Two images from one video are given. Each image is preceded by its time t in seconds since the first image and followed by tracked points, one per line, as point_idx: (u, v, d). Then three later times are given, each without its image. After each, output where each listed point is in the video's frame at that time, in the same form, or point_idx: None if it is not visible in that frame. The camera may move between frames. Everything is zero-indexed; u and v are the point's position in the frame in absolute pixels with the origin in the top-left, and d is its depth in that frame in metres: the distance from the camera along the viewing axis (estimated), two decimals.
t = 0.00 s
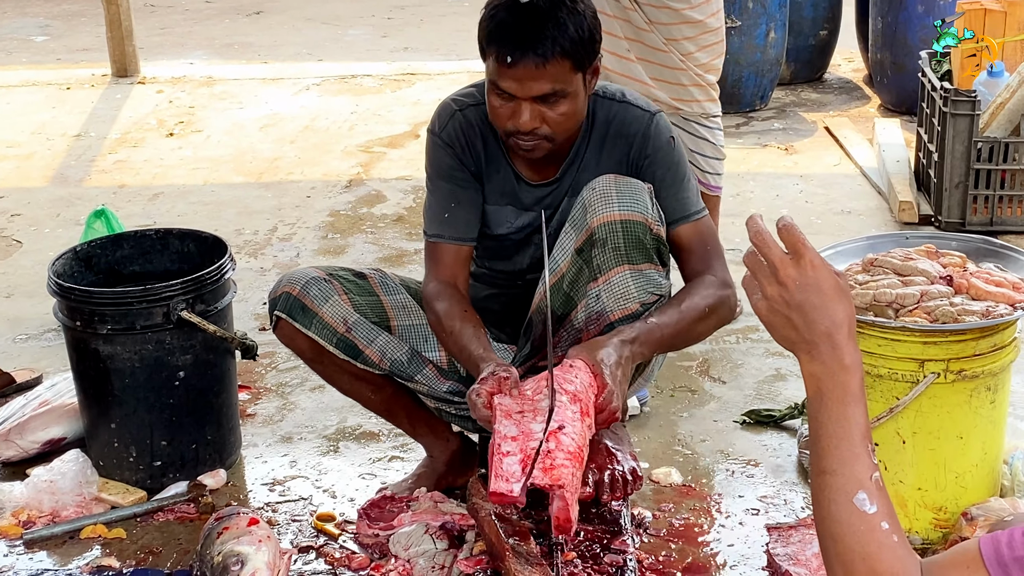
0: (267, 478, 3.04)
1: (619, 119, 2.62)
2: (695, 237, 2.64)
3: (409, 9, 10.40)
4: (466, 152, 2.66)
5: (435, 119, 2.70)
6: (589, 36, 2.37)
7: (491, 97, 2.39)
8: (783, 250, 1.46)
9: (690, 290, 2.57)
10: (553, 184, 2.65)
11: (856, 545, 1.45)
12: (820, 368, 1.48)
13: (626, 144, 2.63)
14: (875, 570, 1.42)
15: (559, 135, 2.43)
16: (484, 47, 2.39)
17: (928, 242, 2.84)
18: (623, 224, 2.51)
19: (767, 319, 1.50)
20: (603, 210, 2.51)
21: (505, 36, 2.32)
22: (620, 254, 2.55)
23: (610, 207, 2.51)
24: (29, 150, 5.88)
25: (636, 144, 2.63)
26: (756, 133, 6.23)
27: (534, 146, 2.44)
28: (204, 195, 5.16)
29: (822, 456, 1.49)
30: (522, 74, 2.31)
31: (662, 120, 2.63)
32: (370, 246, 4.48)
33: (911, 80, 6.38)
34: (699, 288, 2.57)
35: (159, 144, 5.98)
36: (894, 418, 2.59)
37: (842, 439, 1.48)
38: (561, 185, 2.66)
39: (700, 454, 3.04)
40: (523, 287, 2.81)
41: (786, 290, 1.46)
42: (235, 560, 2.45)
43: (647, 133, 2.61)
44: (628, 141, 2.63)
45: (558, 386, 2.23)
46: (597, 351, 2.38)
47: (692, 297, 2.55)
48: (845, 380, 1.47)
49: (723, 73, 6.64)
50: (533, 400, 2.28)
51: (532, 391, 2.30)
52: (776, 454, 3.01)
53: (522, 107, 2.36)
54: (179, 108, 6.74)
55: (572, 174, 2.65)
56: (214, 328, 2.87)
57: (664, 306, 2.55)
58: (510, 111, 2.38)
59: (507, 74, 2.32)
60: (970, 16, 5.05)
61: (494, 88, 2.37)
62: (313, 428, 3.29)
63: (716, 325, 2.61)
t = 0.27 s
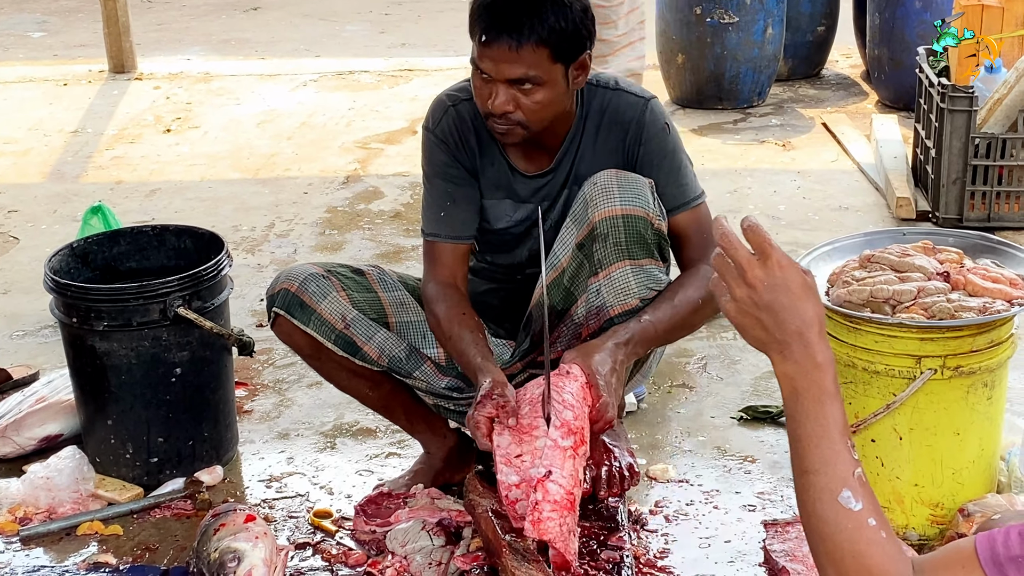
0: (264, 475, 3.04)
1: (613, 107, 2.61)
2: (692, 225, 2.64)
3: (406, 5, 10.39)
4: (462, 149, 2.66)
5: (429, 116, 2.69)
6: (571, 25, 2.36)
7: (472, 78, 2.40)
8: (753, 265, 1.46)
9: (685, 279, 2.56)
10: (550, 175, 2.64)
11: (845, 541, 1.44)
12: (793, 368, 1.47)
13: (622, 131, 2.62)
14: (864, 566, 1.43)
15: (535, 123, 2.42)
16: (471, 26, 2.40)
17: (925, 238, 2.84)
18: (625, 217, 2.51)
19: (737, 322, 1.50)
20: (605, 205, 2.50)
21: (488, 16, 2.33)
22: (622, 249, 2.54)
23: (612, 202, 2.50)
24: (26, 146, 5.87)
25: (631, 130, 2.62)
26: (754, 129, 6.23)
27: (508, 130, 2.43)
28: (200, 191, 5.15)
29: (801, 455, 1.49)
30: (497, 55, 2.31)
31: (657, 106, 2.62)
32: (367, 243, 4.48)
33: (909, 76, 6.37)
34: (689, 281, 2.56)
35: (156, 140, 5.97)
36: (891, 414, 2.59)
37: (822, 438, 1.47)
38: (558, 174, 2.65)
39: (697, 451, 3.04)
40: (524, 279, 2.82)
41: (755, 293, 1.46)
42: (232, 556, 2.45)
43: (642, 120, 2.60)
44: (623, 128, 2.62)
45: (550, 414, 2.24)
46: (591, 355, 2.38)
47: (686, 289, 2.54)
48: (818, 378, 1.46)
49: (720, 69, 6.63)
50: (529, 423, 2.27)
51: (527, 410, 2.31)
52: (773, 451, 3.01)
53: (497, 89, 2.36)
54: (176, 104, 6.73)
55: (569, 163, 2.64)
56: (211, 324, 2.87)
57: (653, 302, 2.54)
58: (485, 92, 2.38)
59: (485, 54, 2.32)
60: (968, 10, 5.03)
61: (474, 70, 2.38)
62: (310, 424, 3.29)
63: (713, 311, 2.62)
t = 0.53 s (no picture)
0: (259, 471, 3.03)
1: (617, 96, 2.62)
2: (689, 215, 2.62)
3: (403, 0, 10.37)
4: (462, 138, 2.65)
5: (429, 107, 2.68)
6: (572, 8, 2.37)
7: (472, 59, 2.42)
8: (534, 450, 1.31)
9: (683, 273, 2.56)
10: (550, 161, 2.64)
11: None
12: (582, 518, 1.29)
13: (625, 119, 2.63)
14: None
15: (532, 105, 2.42)
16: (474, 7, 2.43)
17: (921, 233, 2.84)
18: (627, 209, 2.50)
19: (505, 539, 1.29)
20: (607, 196, 2.50)
21: None
22: (623, 241, 2.53)
23: (614, 193, 2.50)
24: (22, 142, 5.86)
25: (635, 119, 2.62)
26: (750, 124, 6.22)
27: (506, 113, 2.43)
28: (196, 186, 5.14)
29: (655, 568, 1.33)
30: (495, 32, 2.33)
31: (660, 97, 2.64)
32: (363, 238, 4.47)
33: (906, 71, 6.37)
34: (685, 275, 2.56)
35: (152, 136, 5.96)
36: (887, 409, 2.58)
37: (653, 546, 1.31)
38: (560, 160, 2.64)
39: (693, 446, 3.04)
40: (525, 270, 2.79)
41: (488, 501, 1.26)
42: (228, 552, 2.45)
43: (647, 108, 2.61)
44: (627, 117, 2.62)
45: (544, 411, 2.21)
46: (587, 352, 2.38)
47: (681, 284, 2.54)
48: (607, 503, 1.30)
49: (717, 64, 6.62)
50: (524, 428, 2.23)
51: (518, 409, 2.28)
52: (769, 446, 3.01)
53: (494, 68, 2.37)
54: (172, 100, 6.72)
55: (571, 150, 2.63)
56: (206, 320, 2.85)
57: (650, 297, 2.54)
58: (484, 72, 2.39)
59: (483, 32, 2.35)
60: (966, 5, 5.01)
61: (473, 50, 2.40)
62: (306, 420, 3.29)
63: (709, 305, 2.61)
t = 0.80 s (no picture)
0: (258, 465, 3.04)
1: (619, 85, 2.62)
2: (688, 205, 2.61)
3: None
4: (463, 127, 2.65)
5: (433, 96, 2.68)
6: None
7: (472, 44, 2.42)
8: None
9: (682, 265, 2.56)
10: (552, 149, 2.64)
11: None
12: None
13: (627, 109, 2.62)
14: None
15: (532, 90, 2.42)
16: None
17: (918, 228, 2.84)
18: (626, 203, 2.50)
19: None
20: (607, 189, 2.50)
21: None
22: (623, 234, 2.53)
23: (615, 186, 2.50)
24: (19, 137, 5.85)
25: (637, 108, 2.62)
26: (748, 119, 6.22)
27: (506, 97, 2.42)
28: (193, 182, 5.13)
29: None
30: (495, 15, 2.33)
31: (662, 86, 2.63)
32: (360, 233, 4.47)
33: (903, 65, 6.36)
34: (683, 269, 2.55)
35: (149, 131, 5.95)
36: (885, 404, 2.58)
37: None
38: (561, 148, 2.64)
39: (691, 441, 3.04)
40: (525, 260, 2.80)
41: None
42: (225, 547, 2.45)
43: (648, 97, 2.61)
44: (629, 106, 2.62)
45: (543, 406, 2.20)
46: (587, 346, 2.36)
47: (679, 276, 2.53)
48: None
49: (714, 59, 6.62)
50: (521, 423, 2.23)
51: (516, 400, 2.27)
52: (767, 441, 3.02)
53: (494, 51, 2.37)
54: (169, 95, 6.71)
55: (573, 137, 2.63)
56: (203, 315, 2.85)
57: (649, 291, 2.53)
58: (484, 56, 2.39)
59: (483, 16, 2.35)
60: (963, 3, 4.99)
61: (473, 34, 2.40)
62: (304, 415, 3.28)
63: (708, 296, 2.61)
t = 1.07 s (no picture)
0: (256, 460, 3.04)
1: (618, 81, 2.61)
2: (685, 202, 2.60)
3: None
4: (457, 114, 2.70)
5: (432, 80, 2.74)
6: None
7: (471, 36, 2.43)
8: None
9: (678, 261, 2.55)
10: (547, 141, 2.65)
11: None
12: None
13: (625, 103, 2.62)
14: None
15: (528, 85, 2.43)
16: None
17: (916, 222, 2.84)
18: (622, 197, 2.49)
19: None
20: (603, 183, 2.50)
21: None
22: (618, 230, 2.53)
23: (610, 180, 2.50)
24: (16, 133, 5.84)
25: (635, 103, 2.61)
26: (745, 114, 6.22)
27: (501, 91, 2.44)
28: (191, 177, 5.13)
29: None
30: (490, 10, 2.34)
31: (661, 82, 2.62)
32: (358, 229, 4.47)
33: (901, 60, 6.36)
34: (680, 265, 2.54)
35: (147, 126, 5.95)
36: (881, 398, 2.59)
37: None
38: (556, 141, 2.65)
39: (688, 435, 3.04)
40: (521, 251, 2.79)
41: None
42: (223, 542, 2.46)
43: (647, 93, 2.60)
44: (627, 101, 2.62)
45: (541, 400, 2.19)
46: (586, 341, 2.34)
47: (676, 272, 2.53)
48: None
49: (712, 54, 6.62)
50: (519, 417, 2.25)
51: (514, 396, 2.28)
52: (764, 435, 3.02)
53: (490, 45, 2.38)
54: (167, 90, 6.70)
55: (569, 132, 2.64)
56: (201, 310, 2.85)
57: (647, 287, 2.52)
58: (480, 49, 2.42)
59: (480, 10, 2.36)
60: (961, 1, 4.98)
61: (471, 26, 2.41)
62: (302, 410, 3.29)
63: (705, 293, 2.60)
